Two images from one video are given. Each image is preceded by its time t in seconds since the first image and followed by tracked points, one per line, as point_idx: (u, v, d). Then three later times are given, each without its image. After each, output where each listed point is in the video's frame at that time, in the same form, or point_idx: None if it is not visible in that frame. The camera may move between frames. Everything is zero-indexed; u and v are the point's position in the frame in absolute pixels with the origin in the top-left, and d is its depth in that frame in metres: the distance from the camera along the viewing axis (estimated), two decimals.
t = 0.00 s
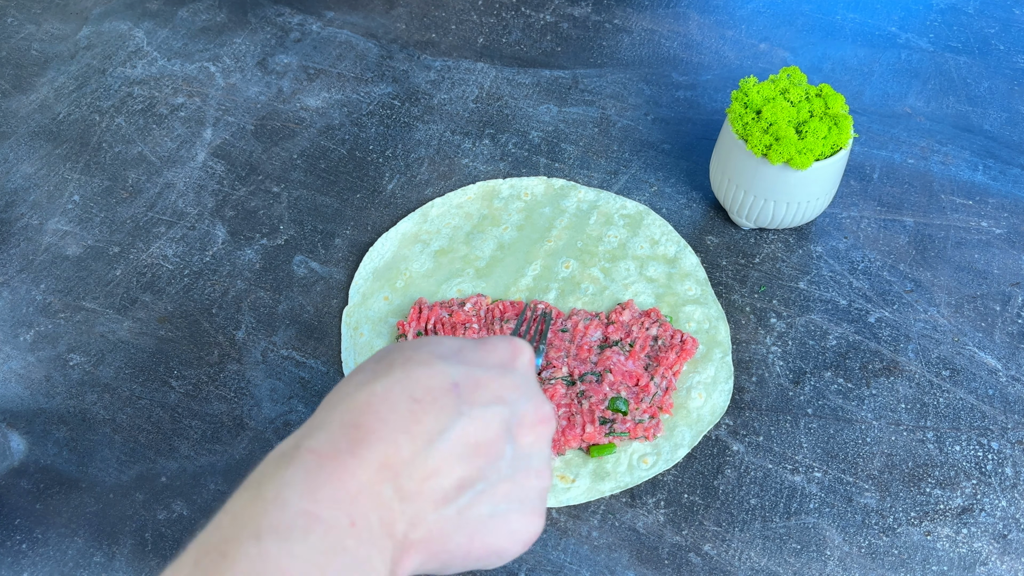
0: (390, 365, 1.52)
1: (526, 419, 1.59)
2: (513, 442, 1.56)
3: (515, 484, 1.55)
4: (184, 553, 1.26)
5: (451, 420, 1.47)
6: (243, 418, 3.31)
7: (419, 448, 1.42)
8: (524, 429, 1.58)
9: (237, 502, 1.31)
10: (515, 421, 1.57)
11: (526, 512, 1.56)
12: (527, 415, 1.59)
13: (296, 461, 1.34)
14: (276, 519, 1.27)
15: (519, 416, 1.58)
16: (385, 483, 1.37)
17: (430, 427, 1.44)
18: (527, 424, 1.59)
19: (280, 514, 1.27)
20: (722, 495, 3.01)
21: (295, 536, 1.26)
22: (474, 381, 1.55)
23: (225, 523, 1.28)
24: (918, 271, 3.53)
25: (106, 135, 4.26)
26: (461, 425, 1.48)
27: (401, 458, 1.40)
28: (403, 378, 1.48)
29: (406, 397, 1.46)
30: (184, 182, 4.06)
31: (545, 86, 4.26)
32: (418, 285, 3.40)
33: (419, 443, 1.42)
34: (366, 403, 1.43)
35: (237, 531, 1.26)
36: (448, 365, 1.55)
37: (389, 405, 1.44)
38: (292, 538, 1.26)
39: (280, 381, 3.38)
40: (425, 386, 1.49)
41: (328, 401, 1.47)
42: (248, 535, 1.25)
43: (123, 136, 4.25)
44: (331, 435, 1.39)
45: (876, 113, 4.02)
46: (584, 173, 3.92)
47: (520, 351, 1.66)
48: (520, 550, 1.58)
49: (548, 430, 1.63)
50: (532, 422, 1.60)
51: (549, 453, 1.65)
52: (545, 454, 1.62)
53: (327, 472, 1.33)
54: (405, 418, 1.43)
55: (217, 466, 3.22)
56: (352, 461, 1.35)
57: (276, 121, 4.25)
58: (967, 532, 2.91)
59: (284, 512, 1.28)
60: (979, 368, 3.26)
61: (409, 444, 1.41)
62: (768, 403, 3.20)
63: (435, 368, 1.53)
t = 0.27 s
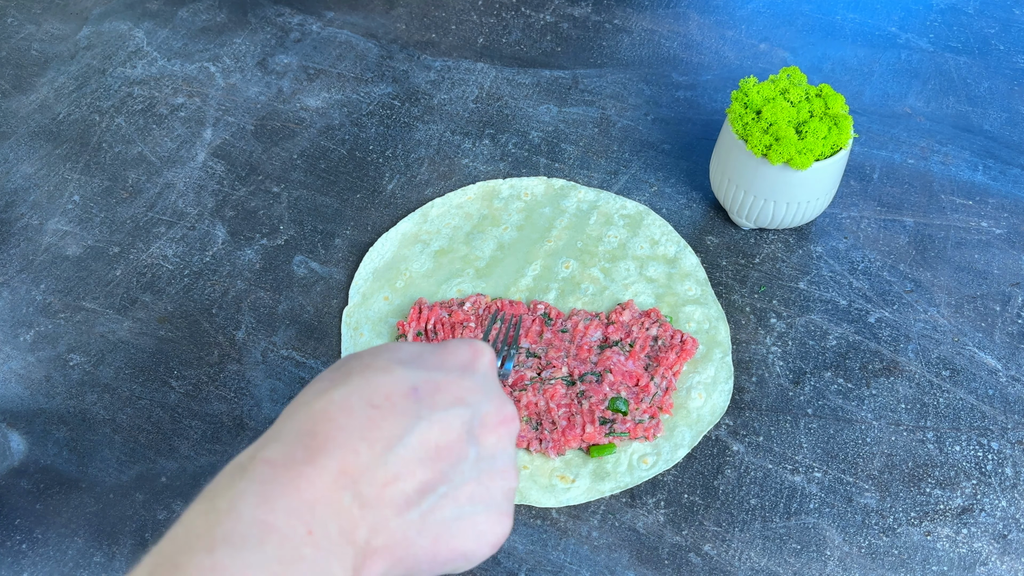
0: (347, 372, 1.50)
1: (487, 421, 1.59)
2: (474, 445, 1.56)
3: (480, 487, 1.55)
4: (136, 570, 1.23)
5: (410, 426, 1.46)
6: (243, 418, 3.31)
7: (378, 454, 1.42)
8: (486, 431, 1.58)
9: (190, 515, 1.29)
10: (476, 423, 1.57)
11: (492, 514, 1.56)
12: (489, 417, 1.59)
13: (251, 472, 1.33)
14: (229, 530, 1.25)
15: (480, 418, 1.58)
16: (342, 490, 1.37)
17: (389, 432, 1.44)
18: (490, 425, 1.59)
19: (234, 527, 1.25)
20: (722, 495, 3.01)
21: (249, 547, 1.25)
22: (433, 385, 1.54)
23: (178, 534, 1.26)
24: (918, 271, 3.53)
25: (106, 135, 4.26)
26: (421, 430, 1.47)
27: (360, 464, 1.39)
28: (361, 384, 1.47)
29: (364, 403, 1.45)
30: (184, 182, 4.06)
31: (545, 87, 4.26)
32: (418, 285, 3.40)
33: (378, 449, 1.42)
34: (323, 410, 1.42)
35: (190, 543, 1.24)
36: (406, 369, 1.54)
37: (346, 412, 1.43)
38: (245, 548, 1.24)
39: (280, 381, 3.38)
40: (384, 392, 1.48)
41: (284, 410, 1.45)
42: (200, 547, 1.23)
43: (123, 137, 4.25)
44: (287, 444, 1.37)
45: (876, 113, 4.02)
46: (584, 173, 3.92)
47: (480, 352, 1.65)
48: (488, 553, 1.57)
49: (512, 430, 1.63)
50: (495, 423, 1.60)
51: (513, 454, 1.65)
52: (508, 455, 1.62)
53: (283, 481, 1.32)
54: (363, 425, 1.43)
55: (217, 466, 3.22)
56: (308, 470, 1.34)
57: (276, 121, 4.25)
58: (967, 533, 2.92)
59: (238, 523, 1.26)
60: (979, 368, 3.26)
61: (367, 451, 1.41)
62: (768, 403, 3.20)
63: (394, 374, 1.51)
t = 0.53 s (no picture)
0: (300, 388, 1.51)
1: (443, 425, 1.58)
2: (431, 450, 1.55)
3: (441, 491, 1.54)
4: None
5: (364, 436, 1.46)
6: (243, 418, 3.31)
7: (332, 466, 1.42)
8: (442, 435, 1.58)
9: (152, 534, 1.33)
10: (432, 429, 1.57)
11: (455, 515, 1.55)
12: (444, 421, 1.58)
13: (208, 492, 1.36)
14: (186, 546, 1.29)
15: (435, 423, 1.57)
16: (298, 502, 1.38)
17: (342, 444, 1.44)
18: (446, 429, 1.59)
19: (193, 541, 1.29)
20: (722, 495, 3.01)
21: (207, 560, 1.29)
22: (385, 394, 1.54)
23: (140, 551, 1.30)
24: (918, 271, 3.53)
25: (106, 135, 4.26)
26: (375, 439, 1.47)
27: (315, 477, 1.41)
28: (314, 399, 1.48)
29: (317, 417, 1.46)
30: (184, 182, 4.06)
31: (545, 87, 4.26)
32: (418, 285, 3.40)
33: (333, 461, 1.43)
34: (276, 427, 1.44)
35: (150, 560, 1.28)
36: (358, 380, 1.54)
37: (298, 427, 1.44)
38: (202, 563, 1.28)
39: (280, 381, 3.38)
40: (336, 404, 1.49)
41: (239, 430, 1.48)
42: (160, 563, 1.27)
43: (123, 137, 4.25)
44: (242, 462, 1.40)
45: (876, 113, 4.02)
46: (584, 174, 3.92)
47: (430, 359, 1.63)
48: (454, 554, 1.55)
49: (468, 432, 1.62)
50: (450, 427, 1.59)
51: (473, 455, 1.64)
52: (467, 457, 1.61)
53: (237, 497, 1.34)
54: (316, 438, 1.43)
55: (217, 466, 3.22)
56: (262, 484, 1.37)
57: (276, 121, 4.25)
58: (967, 533, 2.92)
59: (194, 539, 1.30)
60: (979, 368, 3.26)
61: (321, 464, 1.42)
62: (768, 403, 3.20)
63: (344, 386, 1.52)
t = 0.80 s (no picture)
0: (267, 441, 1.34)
1: (429, 463, 1.43)
2: (418, 492, 1.40)
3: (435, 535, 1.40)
4: None
5: (344, 487, 1.31)
6: (243, 418, 3.31)
7: (312, 524, 1.27)
8: (430, 474, 1.43)
9: None
10: (418, 467, 1.41)
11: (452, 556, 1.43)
12: (430, 459, 1.43)
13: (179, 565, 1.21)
14: None
15: (419, 462, 1.42)
16: (281, 568, 1.24)
17: (321, 499, 1.29)
18: (434, 467, 1.44)
19: None
20: (722, 495, 3.01)
21: None
22: (363, 437, 1.38)
23: None
24: (918, 271, 3.52)
25: (106, 135, 4.26)
26: (356, 490, 1.32)
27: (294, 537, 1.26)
28: (285, 451, 1.31)
29: (290, 471, 1.30)
30: (184, 182, 4.06)
31: (545, 87, 4.26)
32: (418, 285, 3.40)
33: (312, 518, 1.27)
34: (249, 486, 1.29)
35: None
36: (334, 425, 1.37)
37: (272, 484, 1.29)
38: None
39: (280, 381, 3.38)
40: (309, 455, 1.32)
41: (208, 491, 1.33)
42: None
43: (123, 136, 4.25)
44: (214, 528, 1.26)
45: (876, 113, 4.02)
46: (584, 174, 3.92)
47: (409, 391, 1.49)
48: None
49: (455, 466, 1.48)
50: (437, 465, 1.45)
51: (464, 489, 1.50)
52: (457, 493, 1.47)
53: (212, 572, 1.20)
54: (291, 496, 1.28)
55: (217, 466, 3.21)
56: (243, 553, 1.24)
57: (276, 121, 4.25)
58: (967, 533, 2.92)
59: None
60: (979, 368, 3.26)
61: (299, 523, 1.27)
62: (768, 403, 3.19)
63: (318, 434, 1.34)
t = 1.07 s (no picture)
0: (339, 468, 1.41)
1: (497, 495, 1.54)
2: (486, 525, 1.50)
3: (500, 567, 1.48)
4: None
5: (416, 521, 1.37)
6: (243, 418, 3.31)
7: (385, 559, 1.30)
8: (495, 506, 1.53)
9: None
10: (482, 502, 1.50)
11: None
12: (496, 490, 1.53)
13: None
14: None
15: (486, 495, 1.51)
16: None
17: (394, 532, 1.34)
18: (499, 499, 1.54)
19: None
20: (722, 495, 3.01)
21: None
22: (433, 470, 1.47)
23: None
24: (918, 271, 3.53)
25: (106, 135, 4.26)
26: (428, 523, 1.39)
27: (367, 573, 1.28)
28: (358, 482, 1.38)
29: (363, 504, 1.35)
30: (184, 182, 4.06)
31: (545, 87, 4.26)
32: (418, 285, 3.40)
33: (384, 553, 1.31)
34: (320, 518, 1.32)
35: None
36: (404, 456, 1.46)
37: (345, 518, 1.32)
38: None
39: (280, 381, 3.38)
40: (382, 488, 1.39)
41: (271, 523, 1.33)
42: None
43: (123, 136, 4.25)
44: (285, 563, 1.25)
45: (876, 113, 4.02)
46: (584, 174, 3.92)
47: (474, 422, 1.61)
48: None
49: (516, 502, 1.57)
50: (504, 497, 1.55)
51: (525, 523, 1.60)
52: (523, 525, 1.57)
53: None
54: (365, 530, 1.32)
55: (217, 466, 3.21)
56: None
57: (276, 121, 4.25)
58: (967, 533, 2.91)
59: None
60: (979, 368, 3.26)
61: (371, 560, 1.29)
62: (768, 403, 3.19)
63: (391, 465, 1.43)
